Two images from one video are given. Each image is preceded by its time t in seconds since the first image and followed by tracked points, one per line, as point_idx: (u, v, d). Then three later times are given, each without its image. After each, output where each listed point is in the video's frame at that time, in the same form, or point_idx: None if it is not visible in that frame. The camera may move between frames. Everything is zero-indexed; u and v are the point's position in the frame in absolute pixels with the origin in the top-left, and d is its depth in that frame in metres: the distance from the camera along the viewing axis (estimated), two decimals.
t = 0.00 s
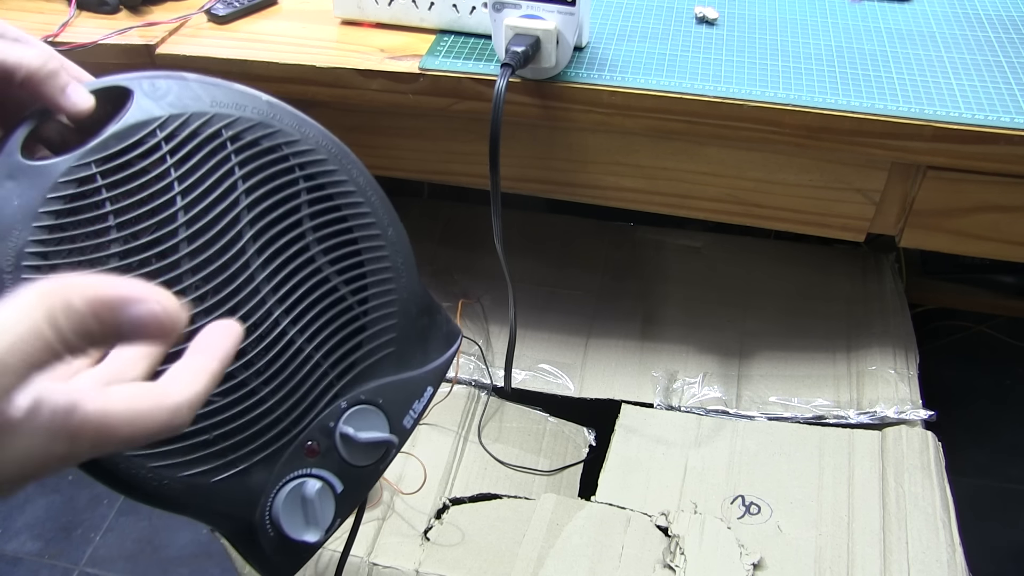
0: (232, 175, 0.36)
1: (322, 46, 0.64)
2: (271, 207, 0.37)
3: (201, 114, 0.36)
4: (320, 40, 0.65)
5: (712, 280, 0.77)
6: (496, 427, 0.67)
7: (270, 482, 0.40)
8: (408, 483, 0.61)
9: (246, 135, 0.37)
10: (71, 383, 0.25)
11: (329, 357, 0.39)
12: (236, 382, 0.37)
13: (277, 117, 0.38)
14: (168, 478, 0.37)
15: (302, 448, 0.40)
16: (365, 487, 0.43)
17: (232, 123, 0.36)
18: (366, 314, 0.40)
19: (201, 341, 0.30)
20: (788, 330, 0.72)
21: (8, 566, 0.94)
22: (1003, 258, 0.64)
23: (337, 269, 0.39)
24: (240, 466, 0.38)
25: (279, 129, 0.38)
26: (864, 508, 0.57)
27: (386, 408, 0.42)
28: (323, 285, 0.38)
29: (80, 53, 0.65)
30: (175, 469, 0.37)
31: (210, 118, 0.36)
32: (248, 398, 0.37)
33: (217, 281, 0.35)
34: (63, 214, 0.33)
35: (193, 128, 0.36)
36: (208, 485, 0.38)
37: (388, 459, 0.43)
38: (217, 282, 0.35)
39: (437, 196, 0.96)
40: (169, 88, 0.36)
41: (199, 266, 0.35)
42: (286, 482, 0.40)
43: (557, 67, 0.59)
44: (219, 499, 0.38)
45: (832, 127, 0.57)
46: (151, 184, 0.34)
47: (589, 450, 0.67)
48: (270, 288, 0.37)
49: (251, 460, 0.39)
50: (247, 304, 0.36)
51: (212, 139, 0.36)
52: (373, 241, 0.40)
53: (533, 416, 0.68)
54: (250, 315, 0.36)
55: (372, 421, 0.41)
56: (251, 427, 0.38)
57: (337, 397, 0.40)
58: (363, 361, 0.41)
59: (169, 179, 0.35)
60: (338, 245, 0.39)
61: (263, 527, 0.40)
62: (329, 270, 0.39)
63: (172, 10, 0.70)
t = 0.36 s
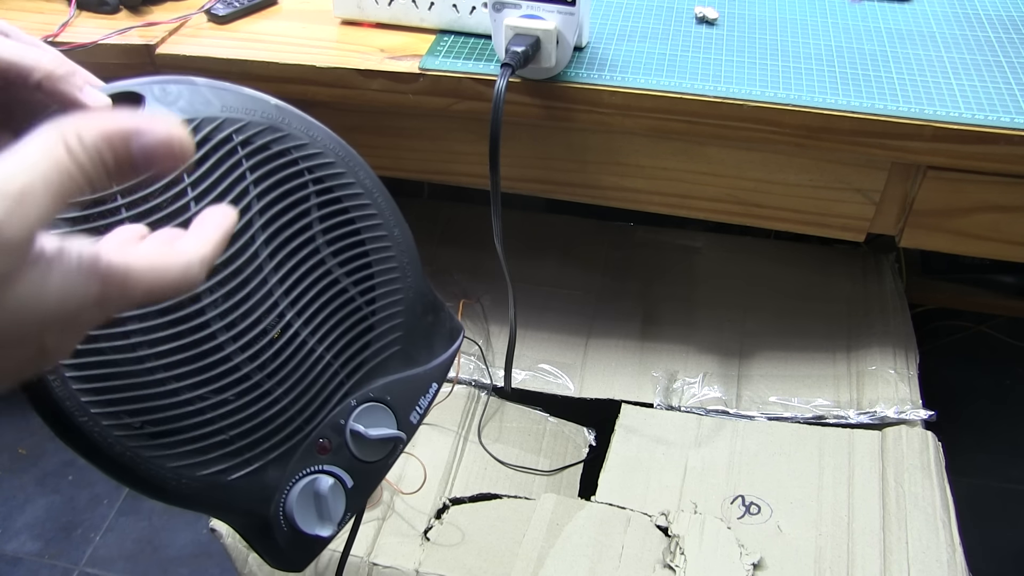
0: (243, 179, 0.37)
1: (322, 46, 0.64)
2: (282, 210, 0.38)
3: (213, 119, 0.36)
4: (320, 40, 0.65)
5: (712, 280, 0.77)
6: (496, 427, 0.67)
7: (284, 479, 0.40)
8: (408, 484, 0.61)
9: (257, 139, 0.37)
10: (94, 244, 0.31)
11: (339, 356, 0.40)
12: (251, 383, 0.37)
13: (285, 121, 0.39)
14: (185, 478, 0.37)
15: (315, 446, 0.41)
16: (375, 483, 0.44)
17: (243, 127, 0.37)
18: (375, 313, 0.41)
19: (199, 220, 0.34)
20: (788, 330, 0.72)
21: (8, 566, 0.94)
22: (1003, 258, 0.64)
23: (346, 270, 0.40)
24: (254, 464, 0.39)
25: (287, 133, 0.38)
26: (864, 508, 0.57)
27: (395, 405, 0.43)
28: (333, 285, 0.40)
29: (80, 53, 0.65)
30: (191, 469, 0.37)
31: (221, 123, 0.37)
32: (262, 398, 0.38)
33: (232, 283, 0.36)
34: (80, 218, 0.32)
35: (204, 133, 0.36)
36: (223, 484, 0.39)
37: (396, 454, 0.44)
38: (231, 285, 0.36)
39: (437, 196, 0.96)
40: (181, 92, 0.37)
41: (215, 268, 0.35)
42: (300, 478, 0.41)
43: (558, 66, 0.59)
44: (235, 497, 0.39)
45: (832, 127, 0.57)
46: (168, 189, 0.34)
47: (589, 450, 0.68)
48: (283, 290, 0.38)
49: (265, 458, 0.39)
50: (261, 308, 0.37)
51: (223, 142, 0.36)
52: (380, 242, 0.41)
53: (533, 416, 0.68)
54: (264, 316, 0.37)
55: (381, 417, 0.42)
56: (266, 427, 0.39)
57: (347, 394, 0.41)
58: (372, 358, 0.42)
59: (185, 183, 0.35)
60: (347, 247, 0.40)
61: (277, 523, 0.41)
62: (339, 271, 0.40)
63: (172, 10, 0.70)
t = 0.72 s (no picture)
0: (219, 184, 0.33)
1: (322, 46, 0.64)
2: (257, 213, 0.34)
3: (192, 124, 0.33)
4: (319, 40, 0.65)
5: (712, 280, 0.77)
6: (496, 427, 0.67)
7: (254, 483, 0.37)
8: (408, 484, 0.61)
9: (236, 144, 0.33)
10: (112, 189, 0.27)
11: (314, 366, 0.37)
12: (220, 387, 0.34)
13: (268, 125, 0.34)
14: (151, 480, 0.35)
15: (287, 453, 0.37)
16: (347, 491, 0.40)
17: (223, 133, 0.33)
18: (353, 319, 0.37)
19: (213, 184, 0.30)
20: (789, 330, 0.72)
21: (8, 566, 0.94)
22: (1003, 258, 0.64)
23: (325, 275, 0.36)
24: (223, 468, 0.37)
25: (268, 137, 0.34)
26: (864, 508, 0.57)
27: (372, 415, 0.39)
28: (308, 292, 0.36)
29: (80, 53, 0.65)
30: (157, 470, 0.35)
31: (201, 128, 0.33)
32: (232, 403, 0.35)
33: (204, 289, 0.33)
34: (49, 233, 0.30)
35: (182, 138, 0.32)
36: (190, 486, 0.36)
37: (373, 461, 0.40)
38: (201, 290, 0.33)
39: (437, 196, 0.96)
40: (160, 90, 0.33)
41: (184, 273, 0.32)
42: (268, 484, 0.38)
43: (557, 67, 0.59)
44: (205, 498, 0.37)
45: (832, 127, 0.57)
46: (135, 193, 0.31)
47: (589, 450, 0.67)
48: (255, 296, 0.34)
49: (234, 463, 0.37)
50: (229, 315, 0.34)
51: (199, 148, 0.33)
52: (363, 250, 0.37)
53: (533, 416, 0.68)
54: (234, 321, 0.34)
55: (355, 426, 0.38)
56: (235, 434, 0.36)
57: (322, 402, 0.37)
58: (348, 367, 0.38)
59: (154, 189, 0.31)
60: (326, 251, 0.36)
61: (244, 528, 0.38)
62: (314, 275, 0.36)
63: (172, 10, 0.70)
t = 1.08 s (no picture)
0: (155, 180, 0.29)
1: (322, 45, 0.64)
2: (189, 216, 0.30)
3: (137, 128, 0.29)
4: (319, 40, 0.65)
5: (712, 280, 0.77)
6: (496, 427, 0.67)
7: (171, 491, 0.34)
8: (408, 483, 0.61)
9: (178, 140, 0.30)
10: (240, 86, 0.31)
11: (241, 376, 0.33)
12: (137, 393, 0.31)
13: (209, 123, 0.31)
14: (67, 481, 0.33)
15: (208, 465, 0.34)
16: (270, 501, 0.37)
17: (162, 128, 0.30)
18: (286, 330, 0.33)
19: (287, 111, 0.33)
20: (788, 330, 0.72)
21: (8, 566, 0.94)
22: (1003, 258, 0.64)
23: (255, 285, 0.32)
24: (139, 475, 0.33)
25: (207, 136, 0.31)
26: (864, 508, 0.57)
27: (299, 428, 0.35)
28: (237, 301, 0.32)
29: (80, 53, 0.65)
30: (73, 472, 0.33)
31: (146, 135, 0.30)
32: (150, 411, 0.32)
33: (121, 287, 0.29)
34: None
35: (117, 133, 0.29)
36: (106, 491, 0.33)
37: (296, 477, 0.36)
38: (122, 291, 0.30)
39: (437, 197, 0.96)
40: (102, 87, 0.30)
41: (105, 272, 0.29)
42: (184, 494, 0.34)
43: (557, 67, 0.59)
44: (118, 503, 0.34)
45: (832, 127, 0.57)
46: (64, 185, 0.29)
47: (589, 450, 0.67)
48: (179, 301, 0.30)
49: (150, 467, 0.33)
50: (151, 320, 0.30)
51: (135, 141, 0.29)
52: (300, 259, 0.33)
53: (533, 416, 0.68)
54: (157, 332, 0.30)
55: (284, 441, 0.35)
56: (154, 442, 0.32)
57: (248, 413, 0.34)
58: (280, 382, 0.34)
59: (92, 184, 0.29)
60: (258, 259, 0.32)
61: (160, 533, 0.35)
62: (242, 283, 0.32)
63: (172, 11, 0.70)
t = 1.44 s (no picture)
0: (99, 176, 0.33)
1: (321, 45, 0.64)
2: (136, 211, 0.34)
3: (78, 121, 0.34)
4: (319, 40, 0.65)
5: (711, 280, 0.77)
6: (496, 428, 0.67)
7: (110, 479, 0.36)
8: (408, 483, 0.61)
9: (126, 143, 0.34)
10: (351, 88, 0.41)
11: (182, 365, 0.35)
12: (79, 381, 0.33)
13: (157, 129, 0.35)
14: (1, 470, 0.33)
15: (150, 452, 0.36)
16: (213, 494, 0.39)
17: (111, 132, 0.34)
18: (226, 322, 0.36)
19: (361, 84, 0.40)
20: (788, 329, 0.72)
21: (8, 566, 0.94)
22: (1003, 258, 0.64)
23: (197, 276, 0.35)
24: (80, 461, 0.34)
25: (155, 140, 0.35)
26: (864, 508, 0.57)
27: (241, 419, 0.38)
28: (176, 290, 0.34)
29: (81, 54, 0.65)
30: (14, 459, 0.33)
31: (88, 126, 0.34)
32: (93, 398, 0.33)
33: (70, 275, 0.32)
34: None
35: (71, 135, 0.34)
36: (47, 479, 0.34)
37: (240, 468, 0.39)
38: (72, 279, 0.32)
39: (437, 196, 0.96)
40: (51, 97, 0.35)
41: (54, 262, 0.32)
42: (124, 484, 0.36)
43: (558, 67, 0.59)
44: (56, 492, 0.35)
45: (832, 127, 0.57)
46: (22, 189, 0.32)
47: (589, 450, 0.67)
48: (122, 289, 0.33)
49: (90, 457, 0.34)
50: (95, 307, 0.33)
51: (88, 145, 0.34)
52: (241, 254, 0.36)
53: (533, 416, 0.68)
54: (103, 322, 0.33)
55: (224, 430, 0.37)
56: (97, 427, 0.34)
57: (189, 401, 0.36)
58: (222, 370, 0.37)
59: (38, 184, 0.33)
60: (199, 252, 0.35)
61: (99, 522, 0.36)
62: (185, 275, 0.35)
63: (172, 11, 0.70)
